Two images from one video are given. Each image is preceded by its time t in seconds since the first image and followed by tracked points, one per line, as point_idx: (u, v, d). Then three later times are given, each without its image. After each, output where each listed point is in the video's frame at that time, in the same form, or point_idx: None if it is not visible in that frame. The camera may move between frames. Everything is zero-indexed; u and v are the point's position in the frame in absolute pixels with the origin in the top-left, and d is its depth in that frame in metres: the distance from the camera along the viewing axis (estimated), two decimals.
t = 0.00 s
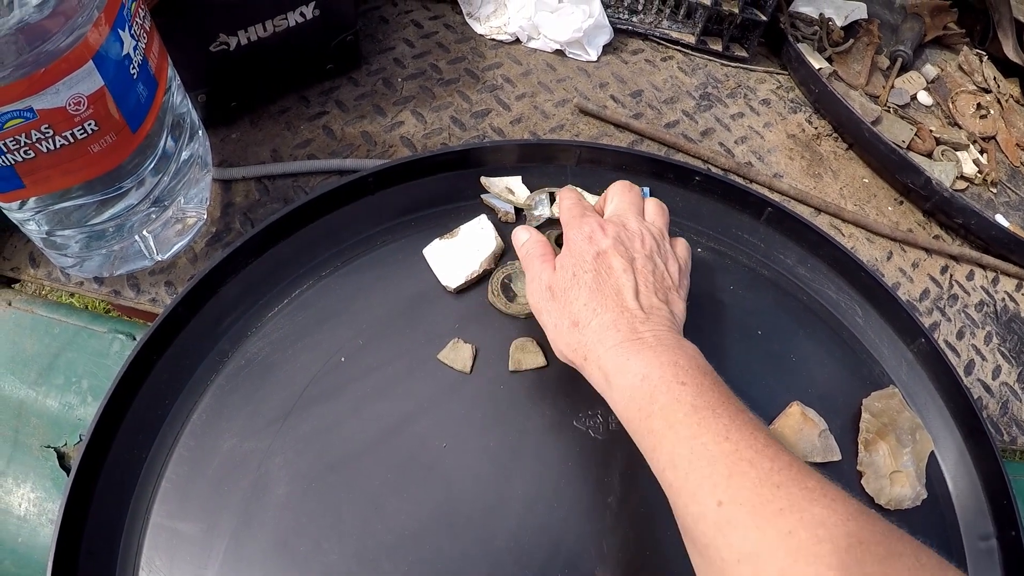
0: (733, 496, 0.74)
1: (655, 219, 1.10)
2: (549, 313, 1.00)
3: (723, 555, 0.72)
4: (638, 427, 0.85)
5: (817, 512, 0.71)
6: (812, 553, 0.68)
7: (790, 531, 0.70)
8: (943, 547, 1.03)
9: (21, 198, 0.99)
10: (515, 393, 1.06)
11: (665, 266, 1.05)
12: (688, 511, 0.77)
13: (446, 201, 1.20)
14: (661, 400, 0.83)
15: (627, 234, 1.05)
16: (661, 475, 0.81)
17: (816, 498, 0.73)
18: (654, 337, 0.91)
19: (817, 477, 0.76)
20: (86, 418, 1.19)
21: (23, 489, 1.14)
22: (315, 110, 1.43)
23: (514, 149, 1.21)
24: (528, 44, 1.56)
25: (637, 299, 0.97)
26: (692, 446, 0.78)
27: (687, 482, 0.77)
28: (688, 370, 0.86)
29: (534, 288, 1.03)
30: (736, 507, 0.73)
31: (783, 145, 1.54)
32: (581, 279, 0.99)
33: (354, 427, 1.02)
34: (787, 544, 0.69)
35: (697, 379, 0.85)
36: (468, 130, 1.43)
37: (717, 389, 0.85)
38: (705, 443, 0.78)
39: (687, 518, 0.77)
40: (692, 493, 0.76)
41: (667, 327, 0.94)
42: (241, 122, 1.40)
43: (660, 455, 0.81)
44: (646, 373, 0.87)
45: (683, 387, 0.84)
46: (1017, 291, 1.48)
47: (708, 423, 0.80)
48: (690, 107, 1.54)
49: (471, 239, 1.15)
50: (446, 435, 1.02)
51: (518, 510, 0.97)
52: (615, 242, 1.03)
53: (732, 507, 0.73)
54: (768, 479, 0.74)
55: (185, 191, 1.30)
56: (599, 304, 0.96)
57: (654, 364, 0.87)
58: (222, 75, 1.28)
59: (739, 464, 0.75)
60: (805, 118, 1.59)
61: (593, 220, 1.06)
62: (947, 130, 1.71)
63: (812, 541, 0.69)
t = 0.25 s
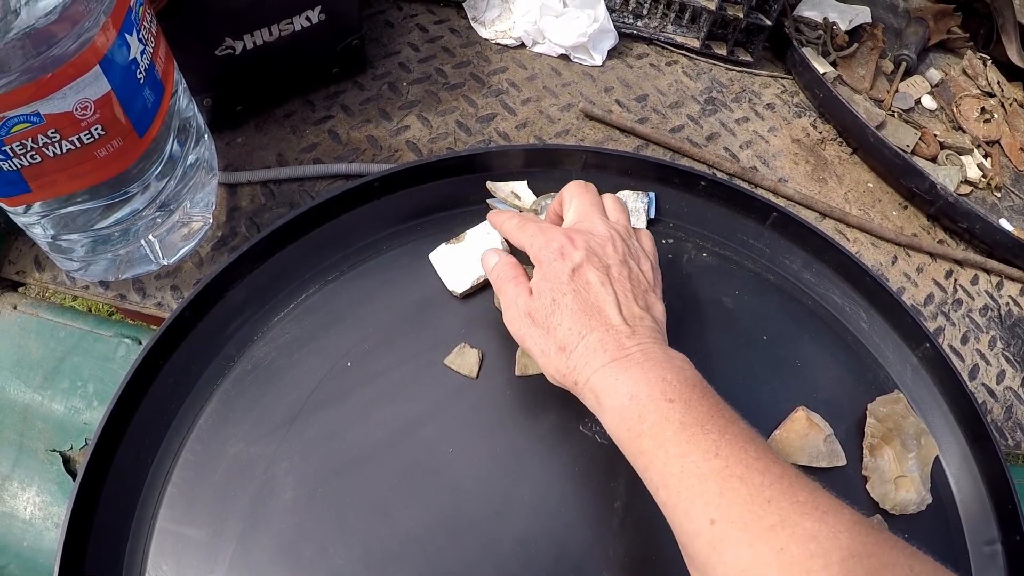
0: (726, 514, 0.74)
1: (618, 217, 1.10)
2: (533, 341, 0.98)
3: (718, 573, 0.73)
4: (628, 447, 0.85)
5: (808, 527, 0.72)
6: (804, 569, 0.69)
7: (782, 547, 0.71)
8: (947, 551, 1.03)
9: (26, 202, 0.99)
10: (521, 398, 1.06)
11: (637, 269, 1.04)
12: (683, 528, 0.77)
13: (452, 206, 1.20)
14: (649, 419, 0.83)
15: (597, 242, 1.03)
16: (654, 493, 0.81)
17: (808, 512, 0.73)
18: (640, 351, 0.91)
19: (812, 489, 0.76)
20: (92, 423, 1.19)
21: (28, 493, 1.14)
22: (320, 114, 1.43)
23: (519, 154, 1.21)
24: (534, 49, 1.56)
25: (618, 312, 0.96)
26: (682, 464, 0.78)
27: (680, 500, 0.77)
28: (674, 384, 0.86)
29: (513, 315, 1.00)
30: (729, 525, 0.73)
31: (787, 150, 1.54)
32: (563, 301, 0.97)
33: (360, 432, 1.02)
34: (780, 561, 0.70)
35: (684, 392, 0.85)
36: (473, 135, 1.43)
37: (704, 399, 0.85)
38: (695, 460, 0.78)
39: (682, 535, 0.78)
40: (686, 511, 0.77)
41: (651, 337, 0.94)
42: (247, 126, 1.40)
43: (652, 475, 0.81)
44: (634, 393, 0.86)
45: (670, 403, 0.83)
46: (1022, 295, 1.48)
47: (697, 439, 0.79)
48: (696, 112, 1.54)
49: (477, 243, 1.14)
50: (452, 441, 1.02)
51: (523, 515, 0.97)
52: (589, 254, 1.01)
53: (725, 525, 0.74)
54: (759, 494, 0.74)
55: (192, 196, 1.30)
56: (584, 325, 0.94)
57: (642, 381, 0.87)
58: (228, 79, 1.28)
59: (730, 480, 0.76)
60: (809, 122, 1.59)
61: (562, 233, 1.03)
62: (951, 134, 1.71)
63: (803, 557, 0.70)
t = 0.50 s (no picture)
0: (725, 534, 0.73)
1: (609, 238, 1.07)
2: (535, 369, 0.97)
3: None
4: (630, 470, 0.84)
5: (807, 544, 0.71)
6: None
7: (781, 566, 0.70)
8: (950, 556, 1.03)
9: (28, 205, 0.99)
10: (524, 401, 1.05)
11: (634, 289, 1.02)
12: (683, 548, 0.77)
13: (455, 209, 1.20)
14: (649, 444, 0.82)
15: (593, 265, 1.01)
16: (656, 513, 0.81)
17: (806, 529, 0.72)
18: (642, 377, 0.90)
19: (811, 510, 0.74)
20: (93, 426, 1.18)
21: (29, 497, 1.13)
22: (323, 117, 1.43)
23: (522, 157, 1.21)
24: (537, 51, 1.56)
25: (619, 338, 0.95)
26: (682, 486, 0.78)
27: (680, 521, 0.77)
28: (675, 408, 0.85)
29: (512, 345, 0.98)
30: (729, 544, 0.73)
31: (791, 153, 1.53)
32: (563, 331, 0.95)
33: (362, 436, 1.01)
34: None
35: (684, 415, 0.84)
36: (476, 138, 1.43)
37: (704, 419, 0.84)
38: (694, 481, 0.77)
39: (683, 554, 0.77)
40: (686, 530, 0.76)
41: (653, 360, 0.93)
42: (249, 129, 1.40)
43: (654, 497, 0.81)
44: (636, 420, 0.85)
45: (671, 428, 0.83)
46: None
47: (696, 460, 0.79)
48: (699, 115, 1.54)
49: (479, 247, 1.14)
50: (454, 445, 1.01)
51: (525, 520, 0.97)
52: (586, 279, 0.99)
53: (725, 544, 0.73)
54: (758, 513, 0.74)
55: (193, 198, 1.30)
56: (585, 353, 0.93)
57: (643, 407, 0.86)
58: (230, 81, 1.28)
59: (729, 500, 0.75)
60: (813, 125, 1.58)
61: (557, 258, 1.01)
62: (955, 138, 1.71)
63: None
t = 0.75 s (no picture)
0: (730, 512, 0.73)
1: (640, 232, 1.09)
2: (544, 339, 0.98)
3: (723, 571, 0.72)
4: (635, 446, 0.84)
5: (812, 526, 0.70)
6: (806, 566, 0.68)
7: (785, 545, 0.69)
8: (948, 557, 1.02)
9: (25, 207, 0.99)
10: (521, 403, 1.05)
11: (654, 280, 1.03)
12: (687, 527, 0.77)
13: (453, 209, 1.20)
14: (655, 420, 0.83)
15: (616, 250, 1.03)
16: (660, 492, 0.80)
17: (811, 512, 0.72)
18: (649, 356, 0.90)
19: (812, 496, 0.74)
20: (91, 427, 1.18)
21: (27, 498, 1.13)
22: (321, 118, 1.43)
23: (520, 158, 1.21)
24: (535, 52, 1.56)
25: (631, 318, 0.96)
26: (687, 464, 0.78)
27: (685, 499, 0.77)
28: (682, 387, 0.85)
29: (527, 314, 1.01)
30: (734, 523, 0.73)
31: (790, 154, 1.53)
32: (576, 302, 0.97)
33: (359, 437, 1.01)
34: (783, 558, 0.69)
35: (690, 395, 0.84)
36: (475, 139, 1.43)
37: (710, 402, 0.84)
38: (700, 460, 0.77)
39: (687, 534, 0.77)
40: (690, 509, 0.76)
41: (663, 343, 0.93)
42: (247, 129, 1.40)
43: (658, 474, 0.81)
44: (640, 395, 0.86)
45: (676, 404, 0.83)
46: None
47: (702, 439, 0.79)
48: (698, 115, 1.54)
49: (476, 248, 1.14)
50: (451, 446, 1.01)
51: (522, 521, 0.96)
52: (607, 261, 1.01)
53: (729, 522, 0.73)
54: (763, 494, 0.74)
55: (190, 199, 1.29)
56: (594, 327, 0.94)
57: (648, 384, 0.86)
58: (228, 83, 1.28)
59: (734, 479, 0.75)
60: (813, 126, 1.58)
61: (582, 239, 1.04)
62: (955, 138, 1.70)
63: (806, 555, 0.68)
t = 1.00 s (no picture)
0: (758, 506, 0.74)
1: (694, 245, 1.10)
2: (588, 325, 1.01)
3: (746, 564, 0.72)
4: (666, 439, 0.86)
5: (838, 522, 0.71)
6: (832, 561, 0.68)
7: (812, 540, 0.70)
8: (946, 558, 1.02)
9: (23, 208, 0.99)
10: (518, 403, 1.05)
11: (703, 290, 1.05)
12: (714, 519, 0.77)
13: (450, 210, 1.20)
14: (691, 413, 0.84)
15: (670, 254, 1.06)
16: (689, 485, 0.81)
17: (837, 509, 0.73)
18: (688, 355, 0.92)
19: (836, 496, 0.75)
20: (89, 428, 1.18)
21: (26, 499, 1.13)
22: (319, 119, 1.43)
23: (518, 159, 1.21)
24: (533, 52, 1.56)
25: (674, 318, 0.98)
26: (719, 457, 0.79)
27: (713, 491, 0.78)
28: (718, 386, 0.88)
29: (576, 302, 1.04)
30: (762, 516, 0.73)
31: (788, 154, 1.53)
32: (623, 293, 1.00)
33: (356, 438, 1.01)
34: (810, 552, 0.69)
35: (726, 394, 0.87)
36: (472, 139, 1.43)
37: (744, 405, 0.87)
38: (732, 454, 0.79)
39: (712, 527, 0.77)
40: (718, 502, 0.77)
41: (701, 347, 0.95)
42: (245, 130, 1.40)
43: (689, 467, 0.82)
44: (676, 388, 0.88)
45: (714, 401, 0.85)
46: None
47: (735, 435, 0.81)
48: (696, 116, 1.54)
49: (474, 248, 1.14)
50: (448, 446, 1.01)
51: (519, 522, 0.96)
52: (660, 260, 1.04)
53: (757, 515, 0.74)
54: (792, 490, 0.74)
55: (189, 201, 1.29)
56: (637, 319, 0.97)
57: (686, 379, 0.88)
58: (225, 84, 1.28)
59: (764, 474, 0.76)
60: (811, 126, 1.58)
61: (639, 240, 1.07)
62: (953, 138, 1.70)
63: (833, 550, 0.69)
